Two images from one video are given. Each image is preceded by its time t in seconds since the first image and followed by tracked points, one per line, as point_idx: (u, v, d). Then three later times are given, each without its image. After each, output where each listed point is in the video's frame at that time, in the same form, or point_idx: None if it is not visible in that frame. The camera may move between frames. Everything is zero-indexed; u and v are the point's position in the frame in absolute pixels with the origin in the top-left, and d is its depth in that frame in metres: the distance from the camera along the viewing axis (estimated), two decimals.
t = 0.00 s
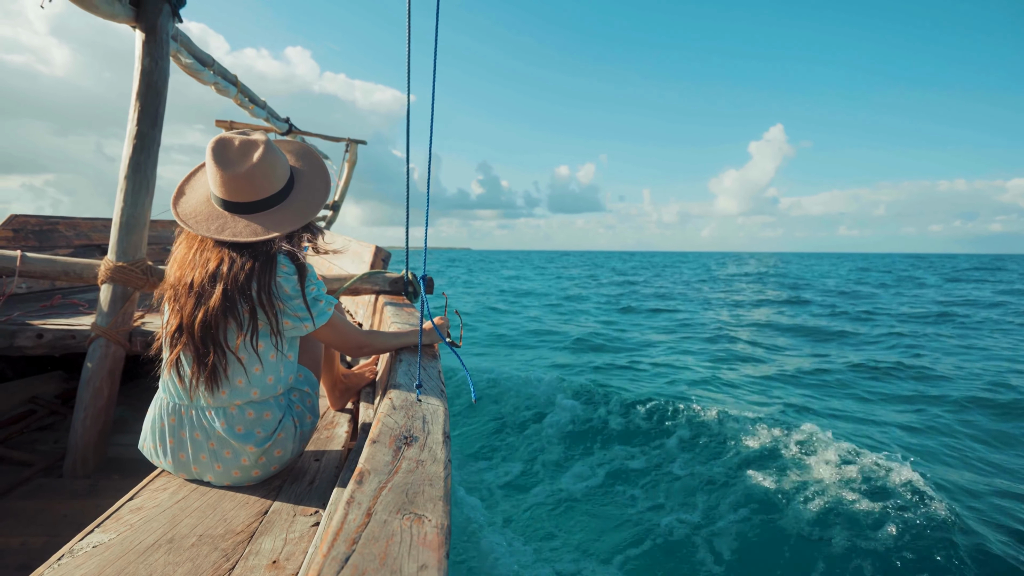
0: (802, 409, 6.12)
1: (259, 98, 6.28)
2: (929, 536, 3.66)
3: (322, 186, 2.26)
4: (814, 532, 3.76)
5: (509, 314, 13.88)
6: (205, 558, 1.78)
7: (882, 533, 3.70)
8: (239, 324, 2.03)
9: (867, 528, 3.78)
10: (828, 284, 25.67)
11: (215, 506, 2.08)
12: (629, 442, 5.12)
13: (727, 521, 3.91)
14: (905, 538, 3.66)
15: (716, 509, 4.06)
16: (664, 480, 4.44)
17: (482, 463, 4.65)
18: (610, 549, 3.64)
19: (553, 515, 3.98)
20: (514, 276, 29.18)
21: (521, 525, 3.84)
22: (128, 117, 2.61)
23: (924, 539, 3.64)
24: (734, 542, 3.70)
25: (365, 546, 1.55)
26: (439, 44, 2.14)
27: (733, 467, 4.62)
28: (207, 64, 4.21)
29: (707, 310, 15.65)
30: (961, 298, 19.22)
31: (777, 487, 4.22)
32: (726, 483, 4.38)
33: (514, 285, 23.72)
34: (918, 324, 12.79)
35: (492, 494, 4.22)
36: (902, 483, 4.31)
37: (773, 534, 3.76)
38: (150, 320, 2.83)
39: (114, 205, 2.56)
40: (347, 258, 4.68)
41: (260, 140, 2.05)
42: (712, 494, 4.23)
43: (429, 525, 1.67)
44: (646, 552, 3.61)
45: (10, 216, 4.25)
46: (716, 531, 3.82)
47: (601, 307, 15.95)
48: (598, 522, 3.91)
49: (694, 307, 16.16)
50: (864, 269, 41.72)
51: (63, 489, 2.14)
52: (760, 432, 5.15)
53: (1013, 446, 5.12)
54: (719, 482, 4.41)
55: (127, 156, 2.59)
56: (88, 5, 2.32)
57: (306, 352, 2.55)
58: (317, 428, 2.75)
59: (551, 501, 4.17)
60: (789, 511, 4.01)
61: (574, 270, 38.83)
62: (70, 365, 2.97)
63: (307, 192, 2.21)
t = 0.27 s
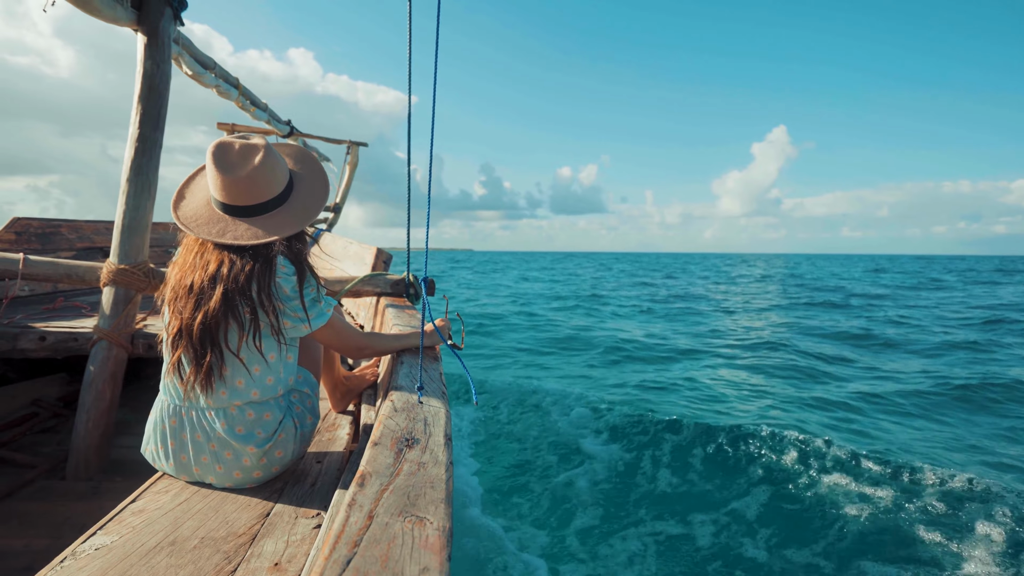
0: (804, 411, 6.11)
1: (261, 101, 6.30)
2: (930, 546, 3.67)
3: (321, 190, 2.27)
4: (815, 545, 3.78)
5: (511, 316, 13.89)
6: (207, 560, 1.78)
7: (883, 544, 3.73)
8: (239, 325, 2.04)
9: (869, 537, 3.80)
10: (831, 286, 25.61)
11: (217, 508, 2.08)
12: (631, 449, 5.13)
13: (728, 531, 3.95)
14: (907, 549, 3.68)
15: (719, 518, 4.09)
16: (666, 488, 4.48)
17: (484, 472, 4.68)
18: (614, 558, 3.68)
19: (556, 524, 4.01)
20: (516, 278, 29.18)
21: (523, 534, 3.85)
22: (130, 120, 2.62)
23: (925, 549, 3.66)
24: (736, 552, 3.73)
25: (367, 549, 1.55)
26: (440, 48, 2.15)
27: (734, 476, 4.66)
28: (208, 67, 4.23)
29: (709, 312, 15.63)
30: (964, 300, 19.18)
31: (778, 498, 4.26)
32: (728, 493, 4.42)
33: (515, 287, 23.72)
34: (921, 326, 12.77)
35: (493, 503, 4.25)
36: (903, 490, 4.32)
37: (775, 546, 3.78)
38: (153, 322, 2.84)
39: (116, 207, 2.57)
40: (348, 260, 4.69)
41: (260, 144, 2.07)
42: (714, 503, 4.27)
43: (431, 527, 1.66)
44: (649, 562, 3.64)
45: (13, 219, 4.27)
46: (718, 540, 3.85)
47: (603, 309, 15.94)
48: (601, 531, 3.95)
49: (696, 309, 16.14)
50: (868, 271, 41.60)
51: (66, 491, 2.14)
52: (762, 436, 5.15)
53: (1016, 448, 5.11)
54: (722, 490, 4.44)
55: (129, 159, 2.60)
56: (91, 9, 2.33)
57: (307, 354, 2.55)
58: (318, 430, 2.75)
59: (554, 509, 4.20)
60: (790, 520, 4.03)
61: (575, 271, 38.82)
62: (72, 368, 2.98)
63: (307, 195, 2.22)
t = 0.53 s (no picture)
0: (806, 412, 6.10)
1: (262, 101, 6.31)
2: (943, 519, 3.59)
3: (318, 187, 2.29)
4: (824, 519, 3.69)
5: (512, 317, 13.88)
6: (207, 560, 1.78)
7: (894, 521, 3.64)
8: (238, 321, 2.04)
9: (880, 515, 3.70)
10: (832, 288, 25.56)
11: (217, 507, 2.08)
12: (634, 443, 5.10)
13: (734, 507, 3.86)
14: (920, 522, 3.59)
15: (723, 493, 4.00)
16: (671, 466, 4.39)
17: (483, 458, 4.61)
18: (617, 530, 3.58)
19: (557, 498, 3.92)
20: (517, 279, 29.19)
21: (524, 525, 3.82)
22: (131, 120, 2.62)
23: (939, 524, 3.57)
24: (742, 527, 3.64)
25: (366, 547, 1.54)
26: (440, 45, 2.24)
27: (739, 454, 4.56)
28: (210, 67, 4.24)
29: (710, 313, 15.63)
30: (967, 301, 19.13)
31: (786, 474, 4.17)
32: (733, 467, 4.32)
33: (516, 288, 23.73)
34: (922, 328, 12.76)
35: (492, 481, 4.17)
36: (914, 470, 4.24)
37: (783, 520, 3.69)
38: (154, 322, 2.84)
39: (117, 207, 2.57)
40: (349, 260, 4.69)
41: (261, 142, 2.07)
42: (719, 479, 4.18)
43: (431, 525, 1.66)
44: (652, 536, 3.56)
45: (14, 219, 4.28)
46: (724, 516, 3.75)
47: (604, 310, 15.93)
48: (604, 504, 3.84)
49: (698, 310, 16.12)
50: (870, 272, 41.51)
51: (67, 491, 2.14)
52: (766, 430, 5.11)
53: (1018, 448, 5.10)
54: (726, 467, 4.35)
55: (130, 159, 2.61)
56: (92, 8, 2.34)
57: (307, 353, 2.55)
58: (319, 429, 2.74)
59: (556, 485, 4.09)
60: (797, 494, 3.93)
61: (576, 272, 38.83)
62: (73, 368, 2.98)
63: (307, 193, 2.24)
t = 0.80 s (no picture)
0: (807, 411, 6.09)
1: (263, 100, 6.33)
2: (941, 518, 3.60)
3: (316, 186, 2.33)
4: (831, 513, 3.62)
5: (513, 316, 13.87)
6: (208, 557, 1.79)
7: (899, 516, 3.61)
8: (240, 316, 2.05)
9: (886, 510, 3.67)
10: (834, 288, 25.50)
11: (219, 505, 2.09)
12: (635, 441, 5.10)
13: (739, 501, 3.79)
14: (920, 519, 3.58)
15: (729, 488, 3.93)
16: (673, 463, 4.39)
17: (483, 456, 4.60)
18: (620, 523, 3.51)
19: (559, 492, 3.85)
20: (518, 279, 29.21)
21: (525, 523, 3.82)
22: (132, 118, 2.63)
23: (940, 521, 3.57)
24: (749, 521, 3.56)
25: (367, 543, 1.55)
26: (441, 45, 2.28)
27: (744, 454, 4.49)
28: (211, 66, 4.26)
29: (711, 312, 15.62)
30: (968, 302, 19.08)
31: (787, 471, 4.17)
32: (739, 465, 4.25)
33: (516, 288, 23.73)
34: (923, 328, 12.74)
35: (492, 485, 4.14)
36: (911, 473, 4.25)
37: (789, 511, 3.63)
38: (155, 320, 2.85)
39: (118, 206, 2.58)
40: (350, 258, 4.70)
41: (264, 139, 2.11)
42: (723, 473, 4.15)
43: (431, 522, 1.66)
44: (656, 529, 3.50)
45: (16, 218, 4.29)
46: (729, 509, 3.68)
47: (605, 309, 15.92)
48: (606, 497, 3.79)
49: (699, 310, 16.11)
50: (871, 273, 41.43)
51: (68, 489, 2.15)
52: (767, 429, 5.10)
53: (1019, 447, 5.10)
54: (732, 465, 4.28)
55: (131, 157, 2.61)
56: (93, 6, 2.35)
57: (307, 351, 2.56)
58: (320, 427, 2.75)
59: (558, 477, 4.03)
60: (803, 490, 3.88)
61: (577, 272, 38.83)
62: (75, 366, 2.99)
63: (306, 191, 2.27)
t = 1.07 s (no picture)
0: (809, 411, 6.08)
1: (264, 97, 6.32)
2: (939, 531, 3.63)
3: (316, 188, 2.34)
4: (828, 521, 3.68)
5: (514, 316, 13.87)
6: (210, 555, 1.78)
7: (896, 528, 3.65)
8: (243, 313, 2.05)
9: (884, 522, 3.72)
10: (835, 288, 25.47)
11: (220, 502, 2.09)
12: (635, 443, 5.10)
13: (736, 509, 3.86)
14: (917, 532, 3.62)
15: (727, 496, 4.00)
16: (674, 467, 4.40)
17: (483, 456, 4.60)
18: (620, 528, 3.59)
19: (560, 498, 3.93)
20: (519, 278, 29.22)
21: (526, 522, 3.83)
22: (134, 116, 2.63)
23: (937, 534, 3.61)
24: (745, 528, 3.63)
25: (369, 542, 1.54)
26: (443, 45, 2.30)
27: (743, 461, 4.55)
28: (212, 63, 4.25)
29: (712, 313, 15.61)
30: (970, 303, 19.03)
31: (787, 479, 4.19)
32: (738, 473, 4.31)
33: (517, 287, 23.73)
34: (925, 329, 12.73)
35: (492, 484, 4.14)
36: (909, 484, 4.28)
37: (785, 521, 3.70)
38: (156, 318, 2.85)
39: (120, 204, 2.58)
40: (351, 257, 4.70)
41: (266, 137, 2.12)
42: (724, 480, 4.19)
43: (433, 521, 1.66)
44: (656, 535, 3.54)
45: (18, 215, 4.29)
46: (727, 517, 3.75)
47: (606, 309, 15.92)
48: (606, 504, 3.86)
49: (700, 310, 16.09)
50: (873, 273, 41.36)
51: (70, 486, 2.15)
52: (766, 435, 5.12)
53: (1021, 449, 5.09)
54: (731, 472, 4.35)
55: (133, 155, 2.61)
56: (95, 4, 2.35)
57: (309, 349, 2.55)
58: (321, 425, 2.75)
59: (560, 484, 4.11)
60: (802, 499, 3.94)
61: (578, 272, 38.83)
62: (76, 363, 2.99)
63: (307, 191, 2.28)
